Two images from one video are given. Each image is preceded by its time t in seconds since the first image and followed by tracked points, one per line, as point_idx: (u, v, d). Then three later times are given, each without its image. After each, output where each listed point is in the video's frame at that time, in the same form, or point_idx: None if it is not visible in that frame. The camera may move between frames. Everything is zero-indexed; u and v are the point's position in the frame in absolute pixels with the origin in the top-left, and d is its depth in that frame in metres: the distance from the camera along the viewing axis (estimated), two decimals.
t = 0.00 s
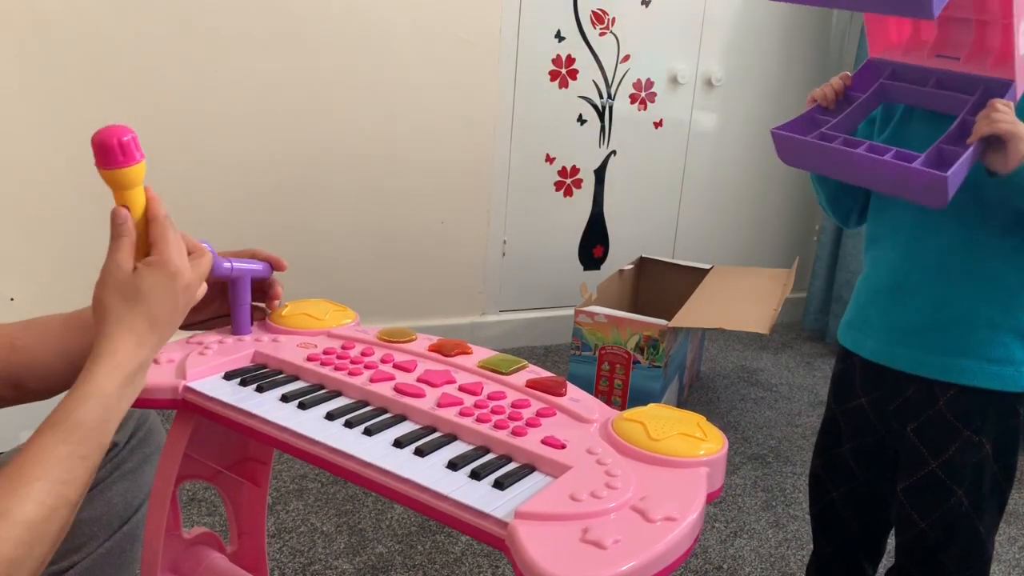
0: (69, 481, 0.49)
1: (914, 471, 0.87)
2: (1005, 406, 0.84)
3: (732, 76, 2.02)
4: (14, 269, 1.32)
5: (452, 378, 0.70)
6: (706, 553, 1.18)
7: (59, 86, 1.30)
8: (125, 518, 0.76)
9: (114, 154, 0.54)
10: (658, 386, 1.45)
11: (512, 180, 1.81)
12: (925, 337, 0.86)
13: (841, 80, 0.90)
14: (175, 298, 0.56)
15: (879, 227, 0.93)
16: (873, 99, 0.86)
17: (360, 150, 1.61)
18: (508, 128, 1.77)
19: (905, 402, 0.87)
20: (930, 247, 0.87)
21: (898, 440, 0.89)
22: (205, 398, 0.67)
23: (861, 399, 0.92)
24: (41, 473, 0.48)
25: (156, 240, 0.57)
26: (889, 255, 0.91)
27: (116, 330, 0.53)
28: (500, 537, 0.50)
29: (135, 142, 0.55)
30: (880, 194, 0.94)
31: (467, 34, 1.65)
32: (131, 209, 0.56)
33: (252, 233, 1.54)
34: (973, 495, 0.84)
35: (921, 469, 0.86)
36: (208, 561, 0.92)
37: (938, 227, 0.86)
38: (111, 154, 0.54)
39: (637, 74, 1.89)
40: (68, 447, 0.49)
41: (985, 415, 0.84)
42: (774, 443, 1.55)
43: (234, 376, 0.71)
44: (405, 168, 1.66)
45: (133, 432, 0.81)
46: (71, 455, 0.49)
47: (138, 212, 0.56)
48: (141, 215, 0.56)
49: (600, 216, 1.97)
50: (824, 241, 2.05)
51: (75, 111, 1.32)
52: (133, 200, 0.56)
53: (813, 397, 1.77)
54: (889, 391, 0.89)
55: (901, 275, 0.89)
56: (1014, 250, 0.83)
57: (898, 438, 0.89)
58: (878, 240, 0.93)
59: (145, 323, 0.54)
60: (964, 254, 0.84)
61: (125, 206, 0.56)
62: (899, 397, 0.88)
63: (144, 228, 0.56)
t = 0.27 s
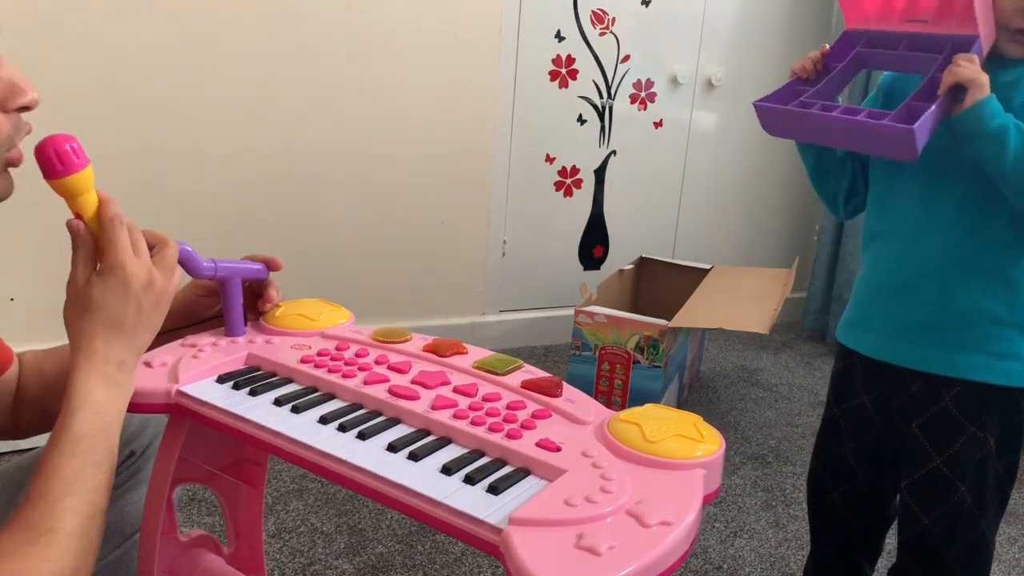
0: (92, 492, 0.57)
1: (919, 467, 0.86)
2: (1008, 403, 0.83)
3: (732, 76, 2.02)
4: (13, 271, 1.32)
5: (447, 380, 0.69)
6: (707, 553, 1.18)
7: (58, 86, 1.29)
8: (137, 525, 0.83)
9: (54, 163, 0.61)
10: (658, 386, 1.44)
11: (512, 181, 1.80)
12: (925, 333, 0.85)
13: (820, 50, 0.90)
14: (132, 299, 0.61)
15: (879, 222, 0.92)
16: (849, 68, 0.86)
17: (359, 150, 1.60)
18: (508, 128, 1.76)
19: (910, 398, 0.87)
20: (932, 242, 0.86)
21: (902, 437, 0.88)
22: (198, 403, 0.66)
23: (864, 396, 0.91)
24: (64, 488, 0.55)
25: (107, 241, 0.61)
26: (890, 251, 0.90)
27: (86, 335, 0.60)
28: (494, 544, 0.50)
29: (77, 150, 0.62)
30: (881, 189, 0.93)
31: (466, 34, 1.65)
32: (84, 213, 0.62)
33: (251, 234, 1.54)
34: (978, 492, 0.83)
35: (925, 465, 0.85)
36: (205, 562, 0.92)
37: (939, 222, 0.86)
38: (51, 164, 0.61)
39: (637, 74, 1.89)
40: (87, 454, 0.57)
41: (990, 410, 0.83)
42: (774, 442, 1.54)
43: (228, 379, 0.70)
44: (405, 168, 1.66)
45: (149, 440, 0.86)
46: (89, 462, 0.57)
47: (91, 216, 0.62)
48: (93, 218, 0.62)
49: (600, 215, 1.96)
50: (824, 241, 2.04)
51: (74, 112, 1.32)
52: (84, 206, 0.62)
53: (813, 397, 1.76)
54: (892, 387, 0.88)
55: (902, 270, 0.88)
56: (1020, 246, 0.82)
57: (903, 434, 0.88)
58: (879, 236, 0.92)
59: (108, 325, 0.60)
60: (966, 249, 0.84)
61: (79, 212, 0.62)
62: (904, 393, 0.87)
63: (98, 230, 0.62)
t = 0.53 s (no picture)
0: (100, 493, 0.57)
1: (913, 465, 0.86)
2: (1004, 404, 0.83)
3: (732, 76, 2.02)
4: (13, 270, 1.32)
5: (449, 380, 0.69)
6: (706, 553, 1.18)
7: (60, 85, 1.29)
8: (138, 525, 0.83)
9: (50, 168, 0.60)
10: (658, 386, 1.44)
11: (512, 181, 1.80)
12: (923, 330, 0.86)
13: (826, 40, 0.91)
14: (134, 299, 0.61)
15: (883, 218, 0.92)
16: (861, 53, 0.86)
17: (359, 150, 1.60)
18: (508, 128, 1.76)
19: (906, 395, 0.87)
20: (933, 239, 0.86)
21: (897, 434, 0.89)
22: (201, 402, 0.67)
23: (861, 394, 0.92)
24: (72, 488, 0.56)
25: (107, 242, 0.61)
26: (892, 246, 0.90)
27: (91, 335, 0.60)
28: (496, 542, 0.50)
29: (71, 154, 0.62)
30: (887, 188, 0.93)
31: (467, 34, 1.65)
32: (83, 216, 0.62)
33: (252, 234, 1.54)
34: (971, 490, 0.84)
35: (919, 463, 0.85)
36: (206, 562, 0.92)
37: (941, 219, 0.85)
38: (46, 169, 0.61)
39: (637, 74, 1.89)
40: (93, 455, 0.57)
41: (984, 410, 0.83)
42: (773, 442, 1.55)
43: (230, 379, 0.70)
44: (405, 168, 1.66)
45: (150, 440, 0.85)
46: (97, 463, 0.57)
47: (91, 218, 0.62)
48: (92, 220, 0.62)
49: (600, 215, 1.96)
50: (824, 241, 2.04)
51: (76, 112, 1.32)
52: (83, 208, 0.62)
53: (812, 397, 1.76)
54: (890, 384, 0.89)
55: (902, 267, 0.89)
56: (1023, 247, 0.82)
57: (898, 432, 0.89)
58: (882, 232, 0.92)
59: (111, 325, 0.60)
60: (967, 248, 0.84)
61: (79, 215, 0.62)
62: (901, 391, 0.88)
63: (98, 231, 0.62)
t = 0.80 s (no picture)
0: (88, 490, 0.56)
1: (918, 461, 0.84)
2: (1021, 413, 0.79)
3: (732, 76, 2.02)
4: (14, 269, 1.32)
5: (451, 380, 0.69)
6: (706, 553, 1.18)
7: (62, 84, 1.29)
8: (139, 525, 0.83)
9: (58, 166, 0.61)
10: (658, 386, 1.44)
11: (512, 181, 1.81)
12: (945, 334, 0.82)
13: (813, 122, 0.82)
14: (136, 301, 0.61)
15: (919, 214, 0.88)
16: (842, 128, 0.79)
17: (360, 150, 1.61)
18: (508, 127, 1.77)
19: (915, 390, 0.86)
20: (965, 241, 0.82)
21: (907, 432, 0.87)
22: (203, 401, 0.67)
23: (874, 387, 0.91)
24: (66, 488, 0.55)
25: (112, 242, 0.62)
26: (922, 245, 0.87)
27: (91, 336, 0.60)
28: (498, 541, 0.50)
29: (81, 152, 0.62)
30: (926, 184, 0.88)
31: (467, 34, 1.65)
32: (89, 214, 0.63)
33: (252, 233, 1.54)
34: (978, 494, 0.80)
35: (926, 460, 0.83)
36: (206, 562, 0.92)
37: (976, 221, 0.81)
38: (53, 167, 0.61)
39: (637, 74, 1.89)
40: (88, 455, 0.57)
41: (995, 411, 0.79)
42: (774, 442, 1.55)
43: (232, 378, 0.70)
44: (406, 167, 1.66)
45: (151, 440, 0.86)
46: (92, 463, 0.57)
47: (97, 216, 0.63)
48: (99, 219, 0.63)
49: (600, 215, 1.96)
50: (824, 241, 2.04)
51: (77, 111, 1.32)
52: (89, 207, 0.63)
53: (813, 397, 1.76)
54: (902, 381, 0.87)
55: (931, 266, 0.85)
56: None
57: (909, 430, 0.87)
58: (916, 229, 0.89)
59: (110, 326, 0.60)
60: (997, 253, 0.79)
61: (86, 214, 0.63)
62: (912, 386, 0.86)
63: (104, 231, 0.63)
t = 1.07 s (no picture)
0: (77, 482, 0.54)
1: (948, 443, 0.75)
2: None
3: (732, 76, 2.02)
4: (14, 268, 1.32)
5: (450, 379, 0.70)
6: (707, 554, 1.18)
7: (63, 83, 1.29)
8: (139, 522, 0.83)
9: (83, 158, 0.61)
10: (658, 386, 1.44)
11: (513, 180, 1.81)
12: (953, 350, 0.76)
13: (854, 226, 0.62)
14: (142, 295, 0.60)
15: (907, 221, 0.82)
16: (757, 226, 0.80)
17: (360, 150, 1.61)
18: (508, 128, 1.77)
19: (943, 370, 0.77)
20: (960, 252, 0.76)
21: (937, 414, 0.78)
22: (202, 400, 0.67)
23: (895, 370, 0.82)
24: (47, 475, 0.53)
25: (126, 236, 0.62)
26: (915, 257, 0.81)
27: (95, 327, 0.59)
28: (498, 539, 0.50)
29: (105, 146, 0.62)
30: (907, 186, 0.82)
31: (467, 35, 1.65)
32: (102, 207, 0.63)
33: (252, 233, 1.54)
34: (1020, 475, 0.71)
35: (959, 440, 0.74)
36: (207, 562, 0.92)
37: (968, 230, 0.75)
38: (79, 159, 0.61)
39: (637, 74, 1.89)
40: (74, 444, 0.55)
41: None
42: (774, 443, 1.55)
43: (232, 377, 0.70)
44: (406, 167, 1.66)
45: (146, 437, 0.86)
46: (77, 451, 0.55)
47: (113, 211, 0.63)
48: (115, 214, 0.63)
49: (600, 215, 1.96)
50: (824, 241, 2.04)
51: (77, 109, 1.32)
52: (105, 199, 0.63)
53: (812, 397, 1.76)
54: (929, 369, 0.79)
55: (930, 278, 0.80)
56: None
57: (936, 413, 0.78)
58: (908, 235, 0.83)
59: (114, 318, 0.59)
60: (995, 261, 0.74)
61: (101, 207, 0.63)
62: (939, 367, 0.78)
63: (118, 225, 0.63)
